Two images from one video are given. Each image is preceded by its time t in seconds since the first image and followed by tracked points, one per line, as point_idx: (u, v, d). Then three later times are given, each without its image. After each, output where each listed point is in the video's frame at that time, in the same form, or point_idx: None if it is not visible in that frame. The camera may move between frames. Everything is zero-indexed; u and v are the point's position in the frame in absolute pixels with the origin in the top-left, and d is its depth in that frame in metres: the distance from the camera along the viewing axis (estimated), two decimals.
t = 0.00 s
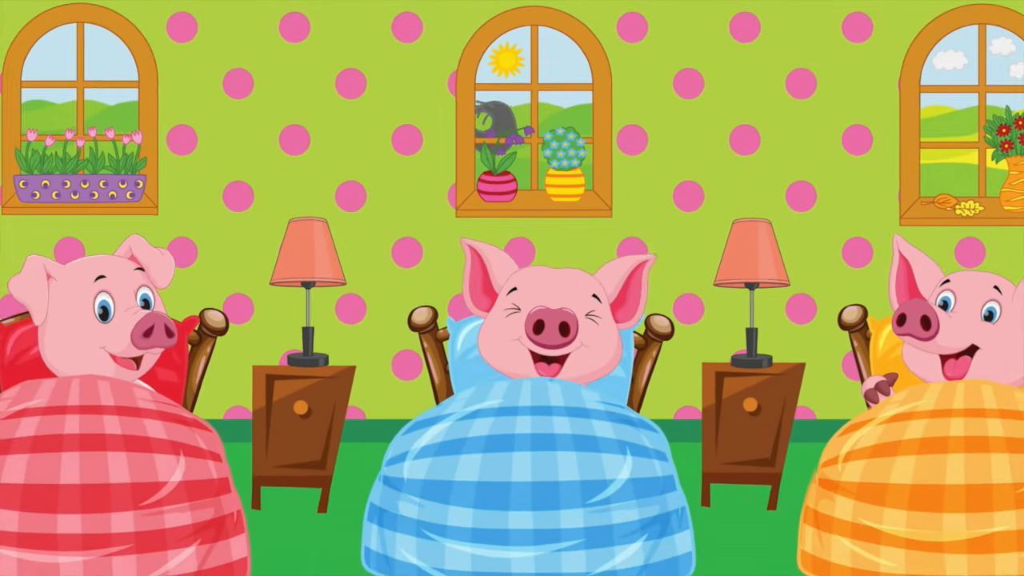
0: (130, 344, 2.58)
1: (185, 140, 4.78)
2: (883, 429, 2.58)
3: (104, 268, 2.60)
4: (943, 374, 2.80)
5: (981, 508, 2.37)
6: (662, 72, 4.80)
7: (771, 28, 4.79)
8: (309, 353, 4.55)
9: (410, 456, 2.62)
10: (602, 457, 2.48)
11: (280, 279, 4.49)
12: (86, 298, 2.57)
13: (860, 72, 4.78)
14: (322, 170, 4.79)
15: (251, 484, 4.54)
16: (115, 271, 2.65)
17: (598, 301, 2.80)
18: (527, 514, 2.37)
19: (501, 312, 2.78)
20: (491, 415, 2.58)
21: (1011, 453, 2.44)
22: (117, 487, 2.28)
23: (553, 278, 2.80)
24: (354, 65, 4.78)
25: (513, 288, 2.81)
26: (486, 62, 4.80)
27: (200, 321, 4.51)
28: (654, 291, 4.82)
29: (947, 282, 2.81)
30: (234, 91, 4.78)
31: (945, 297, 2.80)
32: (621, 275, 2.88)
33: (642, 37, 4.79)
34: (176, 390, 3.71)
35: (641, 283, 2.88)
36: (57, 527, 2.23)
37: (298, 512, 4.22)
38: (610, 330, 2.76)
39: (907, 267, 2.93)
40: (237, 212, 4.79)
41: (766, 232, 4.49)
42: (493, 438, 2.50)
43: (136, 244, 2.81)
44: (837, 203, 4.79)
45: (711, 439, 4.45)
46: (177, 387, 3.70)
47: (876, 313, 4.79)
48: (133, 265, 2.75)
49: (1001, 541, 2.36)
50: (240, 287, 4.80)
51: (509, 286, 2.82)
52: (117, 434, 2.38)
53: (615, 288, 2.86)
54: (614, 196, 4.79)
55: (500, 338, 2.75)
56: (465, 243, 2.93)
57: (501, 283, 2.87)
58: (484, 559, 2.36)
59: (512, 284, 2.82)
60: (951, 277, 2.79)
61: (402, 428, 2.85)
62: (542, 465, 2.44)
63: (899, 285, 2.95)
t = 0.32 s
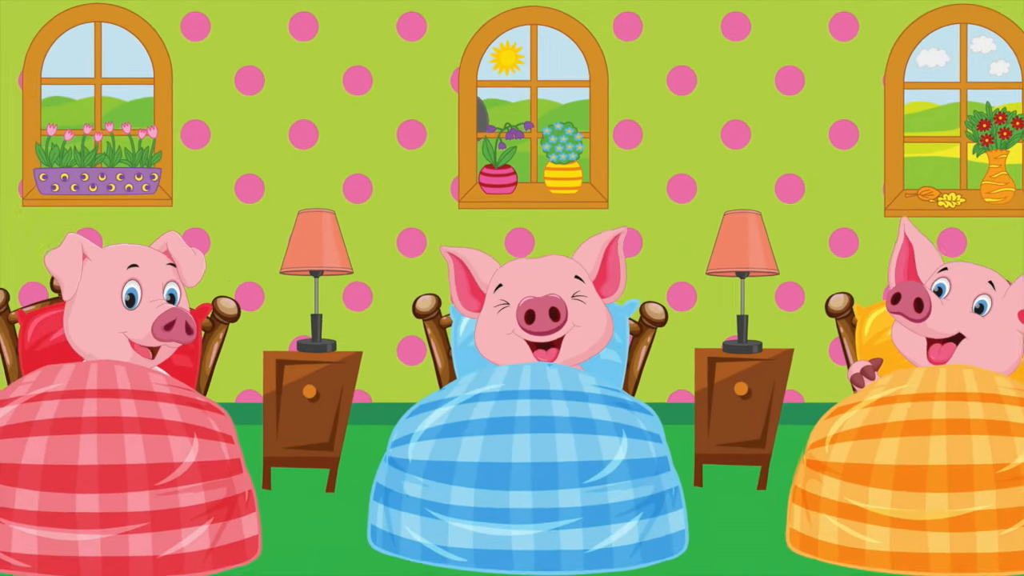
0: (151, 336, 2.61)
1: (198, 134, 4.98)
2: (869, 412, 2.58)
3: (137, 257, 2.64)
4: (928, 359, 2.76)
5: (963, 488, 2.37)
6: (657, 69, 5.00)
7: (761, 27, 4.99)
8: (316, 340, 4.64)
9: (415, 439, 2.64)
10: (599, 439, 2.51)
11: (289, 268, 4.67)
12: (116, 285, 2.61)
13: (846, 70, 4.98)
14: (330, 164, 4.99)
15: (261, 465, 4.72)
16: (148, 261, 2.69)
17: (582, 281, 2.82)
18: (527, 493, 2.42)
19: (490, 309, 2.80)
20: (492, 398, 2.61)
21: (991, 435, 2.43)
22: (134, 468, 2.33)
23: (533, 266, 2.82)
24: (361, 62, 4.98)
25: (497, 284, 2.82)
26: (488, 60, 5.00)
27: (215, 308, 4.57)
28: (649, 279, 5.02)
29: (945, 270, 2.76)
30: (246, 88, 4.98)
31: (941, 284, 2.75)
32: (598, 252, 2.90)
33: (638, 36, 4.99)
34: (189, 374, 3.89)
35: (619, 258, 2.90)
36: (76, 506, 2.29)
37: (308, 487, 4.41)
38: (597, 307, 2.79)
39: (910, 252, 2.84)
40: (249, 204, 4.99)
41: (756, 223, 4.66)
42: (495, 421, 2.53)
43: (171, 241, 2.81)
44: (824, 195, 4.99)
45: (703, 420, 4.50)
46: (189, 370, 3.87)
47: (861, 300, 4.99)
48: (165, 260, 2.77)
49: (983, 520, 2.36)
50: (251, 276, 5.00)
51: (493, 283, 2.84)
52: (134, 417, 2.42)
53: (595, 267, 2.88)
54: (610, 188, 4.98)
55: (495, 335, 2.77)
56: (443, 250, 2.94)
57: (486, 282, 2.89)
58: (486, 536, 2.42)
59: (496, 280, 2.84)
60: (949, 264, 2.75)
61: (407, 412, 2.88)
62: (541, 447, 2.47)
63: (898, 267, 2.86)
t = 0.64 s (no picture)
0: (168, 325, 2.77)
1: (210, 129, 5.16)
2: (856, 397, 2.75)
3: (160, 250, 2.80)
4: (914, 344, 2.94)
5: (946, 469, 2.53)
6: (652, 67, 5.18)
7: (752, 26, 5.19)
8: (324, 328, 4.73)
9: (418, 423, 2.81)
10: (596, 424, 2.66)
11: (298, 259, 4.83)
12: (138, 273, 2.77)
13: (834, 67, 5.17)
14: (337, 158, 5.18)
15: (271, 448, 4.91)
16: (171, 254, 2.85)
17: (571, 268, 2.96)
18: (527, 475, 2.57)
19: (487, 305, 2.95)
20: (494, 384, 2.77)
21: (974, 419, 2.59)
22: (148, 452, 2.49)
23: (523, 260, 2.96)
24: (367, 60, 5.18)
25: (491, 281, 2.97)
26: (489, 58, 5.18)
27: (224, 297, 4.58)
28: (645, 269, 5.21)
29: (938, 261, 2.93)
30: (256, 85, 5.17)
31: (934, 274, 2.92)
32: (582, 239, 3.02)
33: (633, 35, 5.18)
34: (202, 361, 4.14)
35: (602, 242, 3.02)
36: (92, 488, 2.45)
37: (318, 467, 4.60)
38: (588, 291, 2.93)
39: (909, 239, 3.00)
40: (260, 196, 5.19)
41: (748, 216, 4.80)
42: (496, 406, 2.69)
43: (196, 239, 2.97)
44: (813, 188, 5.18)
45: (695, 406, 4.62)
46: (201, 357, 4.14)
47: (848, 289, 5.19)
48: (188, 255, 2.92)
49: (965, 501, 2.52)
50: (261, 266, 5.20)
51: (487, 280, 2.98)
52: (148, 403, 2.58)
53: (581, 253, 3.01)
54: (607, 181, 5.17)
55: (495, 329, 2.92)
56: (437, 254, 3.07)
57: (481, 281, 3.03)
58: (487, 517, 2.57)
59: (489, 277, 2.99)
60: (943, 256, 2.91)
61: (411, 397, 3.04)
62: (540, 431, 2.62)
63: (895, 251, 3.01)
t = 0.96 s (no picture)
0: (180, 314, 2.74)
1: (220, 125, 5.34)
2: (845, 384, 2.74)
3: (171, 241, 2.78)
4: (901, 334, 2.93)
5: (933, 455, 2.53)
6: (648, 65, 5.36)
7: (744, 26, 5.36)
8: (331, 318, 4.85)
9: (422, 409, 2.85)
10: (593, 410, 2.70)
11: (306, 252, 4.98)
12: (149, 264, 2.75)
13: (824, 65, 5.35)
14: (343, 153, 5.36)
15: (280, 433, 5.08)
16: (182, 245, 2.82)
17: (570, 259, 2.99)
18: (527, 460, 2.60)
19: (488, 295, 2.99)
20: (495, 371, 2.81)
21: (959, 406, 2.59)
22: (160, 437, 2.48)
23: (525, 252, 2.99)
24: (372, 59, 5.35)
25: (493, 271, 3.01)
26: (490, 57, 5.35)
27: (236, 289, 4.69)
28: (641, 261, 5.39)
29: (923, 252, 2.93)
30: (265, 82, 5.35)
31: (919, 265, 2.93)
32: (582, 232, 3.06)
33: (630, 34, 5.35)
34: (211, 349, 4.29)
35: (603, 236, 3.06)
36: (106, 473, 2.44)
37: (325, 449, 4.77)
38: (587, 282, 2.95)
39: (892, 232, 3.00)
40: (268, 190, 5.37)
41: (740, 209, 4.96)
42: (497, 393, 2.73)
43: (205, 230, 2.94)
44: (804, 182, 5.36)
45: (689, 392, 4.70)
46: (213, 345, 4.28)
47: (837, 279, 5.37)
48: (198, 246, 2.90)
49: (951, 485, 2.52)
50: (270, 258, 5.38)
51: (489, 270, 3.02)
52: (160, 390, 2.57)
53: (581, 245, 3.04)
54: (604, 176, 5.35)
55: (496, 317, 2.96)
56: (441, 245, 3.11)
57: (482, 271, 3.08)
58: (487, 501, 2.62)
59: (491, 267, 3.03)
60: (927, 247, 2.91)
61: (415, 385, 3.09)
62: (539, 417, 2.66)
63: (880, 243, 3.01)
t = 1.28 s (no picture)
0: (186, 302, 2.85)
1: (228, 122, 5.50)
2: (836, 373, 2.83)
3: (168, 233, 2.87)
4: (889, 325, 3.02)
5: (921, 442, 2.61)
6: (644, 64, 5.51)
7: (738, 26, 5.51)
8: (336, 308, 4.97)
9: (425, 397, 2.97)
10: (591, 398, 2.82)
11: (312, 245, 5.12)
12: (150, 258, 2.85)
13: (815, 64, 5.51)
14: (348, 149, 5.52)
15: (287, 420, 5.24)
16: (179, 236, 2.92)
17: (579, 257, 3.14)
18: (526, 447, 2.72)
19: (496, 278, 3.13)
20: (495, 361, 2.94)
21: (947, 394, 2.68)
22: (170, 425, 2.56)
23: (538, 243, 3.14)
24: (376, 57, 5.51)
25: (504, 256, 3.15)
26: (490, 56, 5.51)
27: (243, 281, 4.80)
28: (638, 254, 5.55)
29: (901, 246, 3.01)
30: (272, 80, 5.50)
31: (897, 258, 3.00)
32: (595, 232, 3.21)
33: (627, 34, 5.51)
34: (220, 340, 4.46)
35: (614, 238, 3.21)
36: (117, 459, 2.52)
37: (332, 436, 4.93)
38: (592, 281, 3.11)
39: (868, 227, 3.08)
40: (276, 184, 5.52)
41: (734, 203, 5.07)
42: (497, 382, 2.85)
43: (199, 218, 3.03)
44: (796, 178, 5.52)
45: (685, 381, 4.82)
46: (221, 335, 4.40)
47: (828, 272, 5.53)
48: (195, 234, 2.99)
49: (938, 471, 2.60)
50: (277, 250, 5.54)
51: (500, 255, 3.16)
52: (170, 378, 2.65)
53: (592, 245, 3.19)
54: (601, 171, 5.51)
55: (500, 300, 3.10)
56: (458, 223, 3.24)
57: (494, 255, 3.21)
58: (489, 486, 2.74)
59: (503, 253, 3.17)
60: (904, 241, 2.99)
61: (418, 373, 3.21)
62: (539, 405, 2.78)
63: (858, 240, 3.09)
